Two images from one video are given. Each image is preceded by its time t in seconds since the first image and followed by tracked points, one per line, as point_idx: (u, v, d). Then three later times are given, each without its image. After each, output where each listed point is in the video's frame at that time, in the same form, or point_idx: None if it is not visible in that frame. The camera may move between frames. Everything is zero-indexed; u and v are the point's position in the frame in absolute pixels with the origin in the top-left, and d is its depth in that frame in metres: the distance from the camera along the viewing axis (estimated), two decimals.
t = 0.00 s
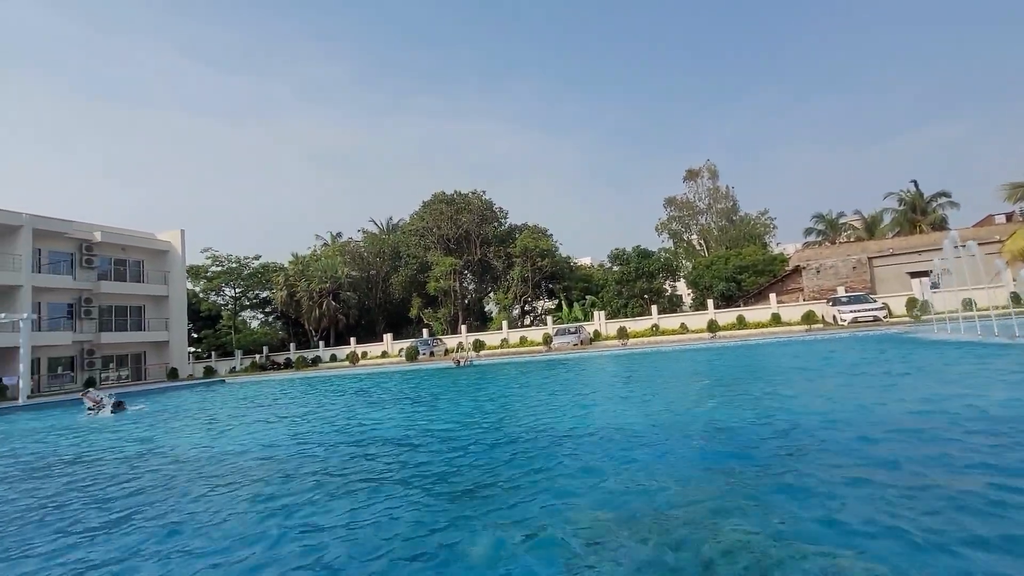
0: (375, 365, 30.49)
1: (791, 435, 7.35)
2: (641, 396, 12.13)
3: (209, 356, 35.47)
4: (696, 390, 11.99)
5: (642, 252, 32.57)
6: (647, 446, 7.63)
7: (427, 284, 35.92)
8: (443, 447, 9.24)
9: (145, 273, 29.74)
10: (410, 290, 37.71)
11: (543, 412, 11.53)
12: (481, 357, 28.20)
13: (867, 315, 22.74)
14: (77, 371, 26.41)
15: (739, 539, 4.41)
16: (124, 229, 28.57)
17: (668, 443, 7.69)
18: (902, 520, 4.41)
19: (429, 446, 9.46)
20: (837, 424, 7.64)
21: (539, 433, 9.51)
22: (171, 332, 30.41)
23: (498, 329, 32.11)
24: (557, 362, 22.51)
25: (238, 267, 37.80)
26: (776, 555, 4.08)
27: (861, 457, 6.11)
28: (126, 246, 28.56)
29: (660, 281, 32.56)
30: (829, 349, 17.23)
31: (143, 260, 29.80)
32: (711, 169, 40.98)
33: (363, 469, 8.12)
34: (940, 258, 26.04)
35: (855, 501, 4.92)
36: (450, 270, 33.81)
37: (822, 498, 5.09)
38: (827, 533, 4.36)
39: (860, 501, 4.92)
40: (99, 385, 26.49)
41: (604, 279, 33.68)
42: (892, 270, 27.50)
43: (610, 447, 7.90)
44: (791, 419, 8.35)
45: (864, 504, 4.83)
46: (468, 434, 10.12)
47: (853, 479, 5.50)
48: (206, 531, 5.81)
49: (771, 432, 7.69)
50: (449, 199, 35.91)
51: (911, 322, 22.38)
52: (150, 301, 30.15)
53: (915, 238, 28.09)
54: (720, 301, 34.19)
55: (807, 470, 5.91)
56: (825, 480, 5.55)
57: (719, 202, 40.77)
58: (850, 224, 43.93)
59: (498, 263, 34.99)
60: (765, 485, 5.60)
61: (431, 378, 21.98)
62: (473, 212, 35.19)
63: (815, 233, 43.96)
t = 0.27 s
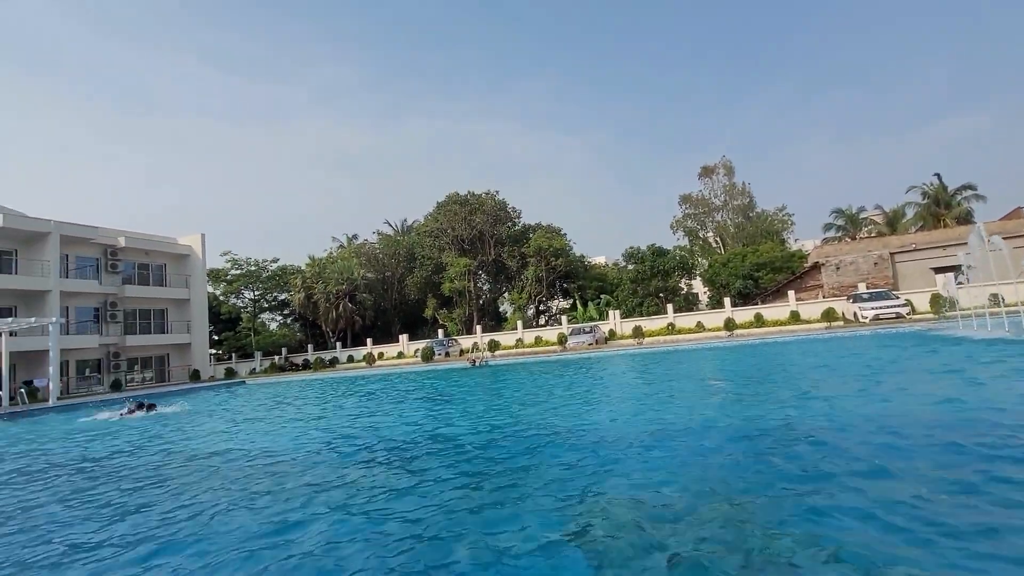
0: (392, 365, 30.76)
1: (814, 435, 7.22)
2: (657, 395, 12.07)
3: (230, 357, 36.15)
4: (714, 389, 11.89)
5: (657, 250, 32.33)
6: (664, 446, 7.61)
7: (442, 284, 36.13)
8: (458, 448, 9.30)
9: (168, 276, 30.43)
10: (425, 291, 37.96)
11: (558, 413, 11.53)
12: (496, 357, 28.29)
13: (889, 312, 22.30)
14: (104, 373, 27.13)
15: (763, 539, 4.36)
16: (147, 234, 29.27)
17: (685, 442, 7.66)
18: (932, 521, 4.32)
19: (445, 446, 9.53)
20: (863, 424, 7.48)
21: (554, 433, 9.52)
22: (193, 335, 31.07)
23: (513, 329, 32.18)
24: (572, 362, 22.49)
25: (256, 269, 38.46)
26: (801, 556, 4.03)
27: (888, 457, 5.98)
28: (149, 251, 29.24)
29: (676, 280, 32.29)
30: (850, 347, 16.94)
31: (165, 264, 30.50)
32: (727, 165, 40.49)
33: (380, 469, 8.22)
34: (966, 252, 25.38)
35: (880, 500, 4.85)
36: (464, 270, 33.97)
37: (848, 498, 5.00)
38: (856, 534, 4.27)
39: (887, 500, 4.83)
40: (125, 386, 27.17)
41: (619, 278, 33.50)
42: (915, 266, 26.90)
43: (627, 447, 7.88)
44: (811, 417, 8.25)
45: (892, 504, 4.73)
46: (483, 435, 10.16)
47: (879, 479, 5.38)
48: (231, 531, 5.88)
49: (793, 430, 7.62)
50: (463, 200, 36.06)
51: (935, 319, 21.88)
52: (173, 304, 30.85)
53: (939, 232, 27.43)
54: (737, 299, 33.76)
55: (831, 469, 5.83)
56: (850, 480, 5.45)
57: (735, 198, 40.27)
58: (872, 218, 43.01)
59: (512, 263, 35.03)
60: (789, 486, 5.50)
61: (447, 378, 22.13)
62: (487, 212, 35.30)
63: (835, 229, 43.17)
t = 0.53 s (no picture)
0: (399, 365, 30.91)
1: (820, 434, 7.21)
2: (664, 395, 12.03)
3: (239, 357, 36.47)
4: (721, 389, 11.82)
5: (664, 249, 32.18)
6: (670, 445, 7.60)
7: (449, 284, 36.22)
8: (463, 447, 9.33)
9: (179, 277, 30.76)
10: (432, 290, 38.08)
11: (564, 412, 11.53)
12: (503, 356, 28.32)
13: (901, 311, 22.03)
14: (117, 372, 27.48)
15: (764, 539, 4.37)
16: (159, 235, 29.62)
17: (693, 442, 7.63)
18: (933, 521, 4.32)
19: (451, 446, 9.56)
20: (868, 423, 7.45)
21: (560, 432, 9.54)
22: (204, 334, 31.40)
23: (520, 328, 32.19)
24: (580, 361, 22.46)
25: (266, 269, 38.78)
26: (801, 556, 4.04)
27: (892, 457, 5.96)
28: (161, 251, 29.58)
29: (684, 279, 32.12)
30: (860, 346, 16.77)
31: (176, 264, 30.83)
32: (735, 163, 40.18)
33: (386, 468, 8.28)
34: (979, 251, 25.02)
35: (882, 501, 4.85)
36: (472, 270, 34.05)
37: (851, 498, 5.00)
38: (857, 535, 4.26)
39: (890, 500, 4.83)
40: (137, 385, 27.52)
41: (627, 278, 33.37)
42: (927, 264, 26.56)
43: (634, 446, 7.88)
44: (820, 417, 8.21)
45: (895, 504, 4.73)
46: (489, 434, 10.19)
47: (883, 479, 5.37)
48: (234, 531, 5.93)
49: (801, 429, 7.60)
50: (470, 200, 36.11)
51: (948, 318, 21.59)
52: (184, 304, 31.18)
53: (952, 230, 27.05)
54: (746, 298, 33.46)
55: (834, 469, 5.81)
56: (853, 480, 5.44)
57: (744, 196, 39.96)
58: (883, 216, 42.52)
59: (519, 263, 35.03)
60: (792, 485, 5.51)
61: (454, 378, 22.19)
62: (494, 212, 35.33)
63: (846, 227, 42.73)
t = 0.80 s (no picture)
0: (407, 365, 30.99)
1: (830, 435, 7.17)
2: (671, 395, 11.99)
3: (248, 357, 36.75)
4: (729, 389, 11.74)
5: (672, 249, 32.03)
6: (677, 445, 7.59)
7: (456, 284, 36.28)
8: (469, 447, 9.35)
9: (189, 277, 31.06)
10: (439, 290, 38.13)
11: (570, 412, 11.53)
12: (510, 356, 28.30)
13: (912, 311, 21.76)
14: (128, 371, 27.78)
15: (768, 541, 4.34)
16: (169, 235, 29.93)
17: (701, 442, 7.61)
18: (941, 525, 4.27)
19: (457, 445, 9.59)
20: (876, 425, 7.36)
21: (565, 432, 9.53)
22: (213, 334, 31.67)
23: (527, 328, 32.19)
24: (587, 361, 22.40)
25: (274, 270, 39.05)
26: (805, 558, 4.00)
27: (902, 457, 5.93)
28: (171, 252, 29.87)
29: (692, 278, 31.96)
30: (871, 346, 16.61)
31: (186, 265, 31.12)
32: (743, 162, 39.89)
33: (391, 467, 8.33)
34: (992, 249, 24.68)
35: (893, 502, 4.81)
36: (478, 270, 34.08)
37: (860, 498, 4.98)
38: (862, 537, 4.23)
39: (899, 501, 4.81)
40: (148, 384, 27.81)
41: (634, 277, 33.25)
42: (939, 263, 26.24)
43: (640, 446, 7.87)
44: (830, 417, 8.15)
45: (904, 505, 4.71)
46: (495, 435, 10.20)
47: (893, 480, 5.34)
48: (242, 529, 6.01)
49: (810, 430, 7.56)
50: (477, 200, 36.14)
51: (960, 318, 21.31)
52: (194, 304, 31.48)
53: (964, 229, 26.69)
54: (755, 298, 33.22)
55: (843, 470, 5.79)
56: (859, 482, 5.38)
57: (752, 195, 39.69)
58: (894, 215, 42.05)
59: (526, 262, 35.01)
60: (801, 485, 5.48)
61: (461, 377, 22.22)
62: (501, 212, 35.35)
63: (856, 226, 42.31)
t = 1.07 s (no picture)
0: (415, 364, 31.10)
1: (841, 434, 7.12)
2: (680, 395, 11.94)
3: (259, 356, 37.07)
4: (739, 389, 11.66)
5: (680, 248, 31.87)
6: (687, 445, 7.57)
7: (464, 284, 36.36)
8: (477, 446, 9.39)
9: (200, 277, 31.41)
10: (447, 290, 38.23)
11: (578, 412, 11.52)
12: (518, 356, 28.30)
13: (925, 310, 21.47)
14: (141, 371, 28.14)
15: (778, 541, 4.33)
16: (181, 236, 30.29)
17: (710, 442, 7.57)
18: (953, 525, 4.24)
19: (465, 445, 9.63)
20: (888, 425, 7.30)
21: (574, 432, 9.54)
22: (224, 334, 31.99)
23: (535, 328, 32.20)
24: (595, 361, 22.34)
25: (284, 270, 39.37)
26: (814, 558, 3.99)
27: (914, 457, 5.88)
28: (183, 253, 30.23)
29: (701, 277, 31.77)
30: (883, 346, 16.43)
31: (198, 265, 31.47)
32: (752, 160, 39.59)
33: (400, 466, 8.39)
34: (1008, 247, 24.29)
35: (906, 501, 4.78)
36: (486, 270, 34.15)
37: (871, 498, 4.96)
38: (873, 537, 4.22)
39: (911, 501, 4.78)
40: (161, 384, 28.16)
41: (642, 277, 33.12)
42: (953, 262, 25.88)
43: (649, 446, 7.85)
44: (841, 417, 8.08)
45: (916, 505, 4.69)
46: (503, 434, 10.22)
47: (904, 479, 5.31)
48: (254, 526, 6.09)
49: (821, 429, 7.51)
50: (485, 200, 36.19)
51: (975, 317, 20.99)
52: (205, 304, 31.82)
53: (979, 227, 26.30)
54: (764, 297, 32.94)
55: (854, 469, 5.76)
56: (870, 481, 5.36)
57: (762, 194, 39.39)
58: (906, 213, 41.52)
59: (534, 262, 35.02)
60: (813, 485, 5.46)
61: (470, 377, 22.27)
62: (509, 212, 35.39)
63: (867, 224, 41.83)
